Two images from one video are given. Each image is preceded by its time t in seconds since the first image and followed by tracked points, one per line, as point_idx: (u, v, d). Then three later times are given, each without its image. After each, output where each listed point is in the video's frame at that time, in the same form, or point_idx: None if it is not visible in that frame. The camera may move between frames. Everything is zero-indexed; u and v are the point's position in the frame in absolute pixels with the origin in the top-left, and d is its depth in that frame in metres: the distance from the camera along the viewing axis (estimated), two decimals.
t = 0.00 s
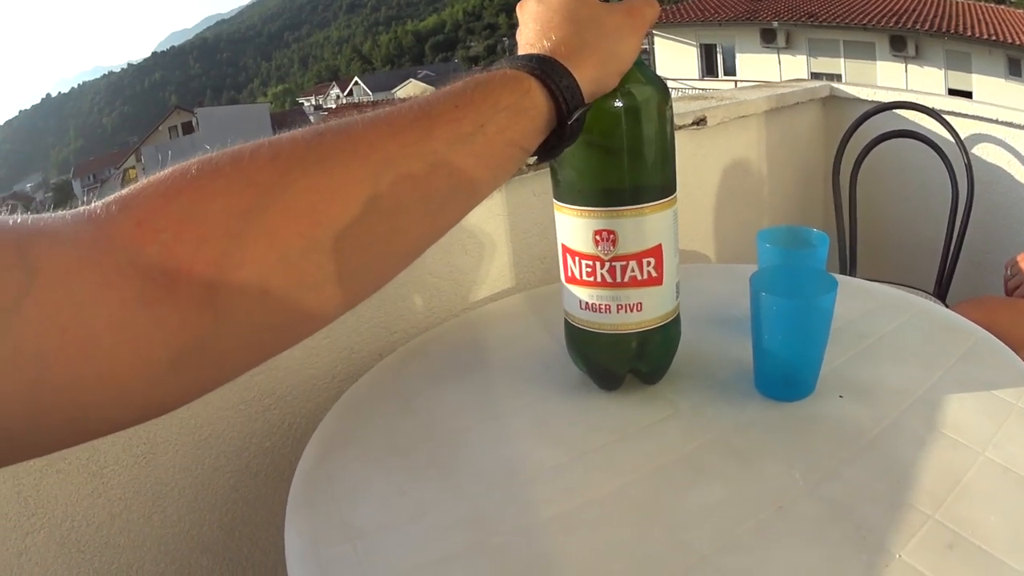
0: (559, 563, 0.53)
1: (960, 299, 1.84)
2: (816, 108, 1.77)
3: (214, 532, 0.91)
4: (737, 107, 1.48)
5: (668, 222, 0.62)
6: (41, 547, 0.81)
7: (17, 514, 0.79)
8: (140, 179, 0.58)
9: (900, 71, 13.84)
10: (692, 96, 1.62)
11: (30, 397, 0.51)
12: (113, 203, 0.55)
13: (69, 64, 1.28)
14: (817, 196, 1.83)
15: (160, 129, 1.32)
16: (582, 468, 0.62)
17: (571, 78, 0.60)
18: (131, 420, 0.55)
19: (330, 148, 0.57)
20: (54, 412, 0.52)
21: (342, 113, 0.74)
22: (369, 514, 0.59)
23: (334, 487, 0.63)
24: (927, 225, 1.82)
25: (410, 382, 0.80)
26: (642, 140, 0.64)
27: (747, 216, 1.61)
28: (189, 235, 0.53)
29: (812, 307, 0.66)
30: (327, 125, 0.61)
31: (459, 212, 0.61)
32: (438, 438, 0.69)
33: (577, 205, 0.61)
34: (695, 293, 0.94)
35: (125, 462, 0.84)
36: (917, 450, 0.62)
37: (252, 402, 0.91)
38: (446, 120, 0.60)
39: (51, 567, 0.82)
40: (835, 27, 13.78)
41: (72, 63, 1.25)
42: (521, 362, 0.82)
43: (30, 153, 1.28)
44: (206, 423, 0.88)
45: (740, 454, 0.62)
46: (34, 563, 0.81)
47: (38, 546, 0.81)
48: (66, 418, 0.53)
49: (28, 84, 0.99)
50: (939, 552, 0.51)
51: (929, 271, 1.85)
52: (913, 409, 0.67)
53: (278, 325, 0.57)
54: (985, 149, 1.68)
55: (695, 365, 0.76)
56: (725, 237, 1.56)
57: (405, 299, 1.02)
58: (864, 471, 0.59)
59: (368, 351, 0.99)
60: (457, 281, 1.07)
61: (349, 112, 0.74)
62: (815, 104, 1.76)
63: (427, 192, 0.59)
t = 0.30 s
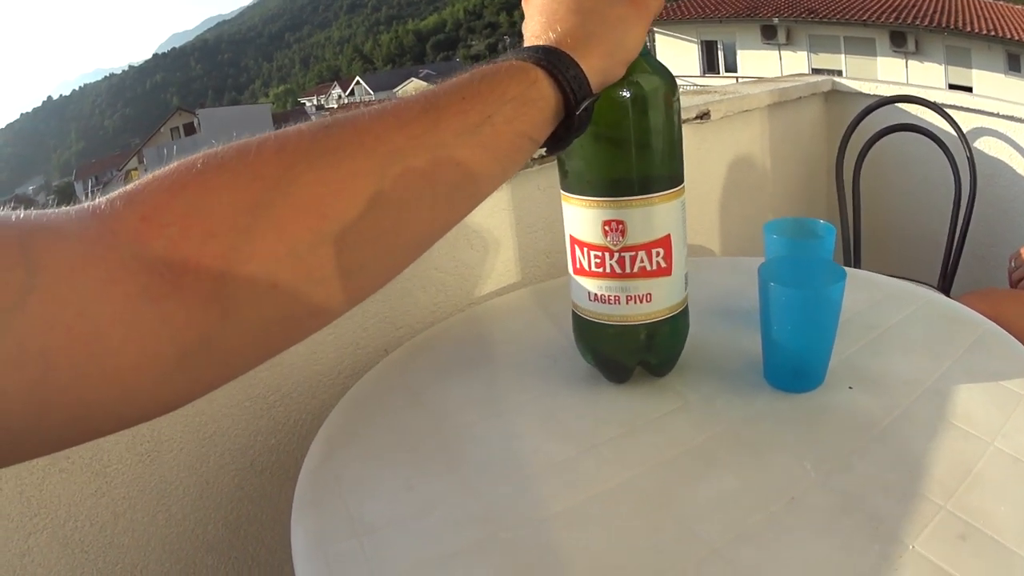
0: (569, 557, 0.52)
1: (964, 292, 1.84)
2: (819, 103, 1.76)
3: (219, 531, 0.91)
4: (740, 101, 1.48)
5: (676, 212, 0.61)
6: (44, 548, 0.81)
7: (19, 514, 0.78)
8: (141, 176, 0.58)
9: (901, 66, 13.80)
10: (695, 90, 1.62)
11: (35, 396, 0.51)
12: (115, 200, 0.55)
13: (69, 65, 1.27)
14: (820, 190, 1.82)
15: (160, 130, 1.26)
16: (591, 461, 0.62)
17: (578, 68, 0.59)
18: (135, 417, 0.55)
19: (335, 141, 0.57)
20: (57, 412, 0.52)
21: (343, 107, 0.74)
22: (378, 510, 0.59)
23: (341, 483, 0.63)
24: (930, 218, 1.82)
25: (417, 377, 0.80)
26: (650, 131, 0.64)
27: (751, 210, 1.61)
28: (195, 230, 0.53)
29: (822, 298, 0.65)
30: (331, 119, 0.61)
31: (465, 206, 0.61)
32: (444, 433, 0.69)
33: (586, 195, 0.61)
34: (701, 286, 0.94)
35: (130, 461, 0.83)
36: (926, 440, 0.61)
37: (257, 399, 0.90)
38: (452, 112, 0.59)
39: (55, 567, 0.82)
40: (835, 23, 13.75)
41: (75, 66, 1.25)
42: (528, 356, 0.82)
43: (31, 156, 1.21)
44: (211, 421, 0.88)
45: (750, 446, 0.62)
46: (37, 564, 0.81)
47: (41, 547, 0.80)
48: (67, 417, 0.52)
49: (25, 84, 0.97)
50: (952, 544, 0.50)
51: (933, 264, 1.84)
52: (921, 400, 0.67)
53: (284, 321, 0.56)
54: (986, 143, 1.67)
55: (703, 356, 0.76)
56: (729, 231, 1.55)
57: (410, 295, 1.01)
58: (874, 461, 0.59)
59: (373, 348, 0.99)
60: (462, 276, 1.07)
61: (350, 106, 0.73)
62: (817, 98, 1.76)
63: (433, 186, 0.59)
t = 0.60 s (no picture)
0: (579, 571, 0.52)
1: (976, 299, 1.82)
2: (831, 106, 1.75)
3: (230, 535, 0.91)
4: (754, 105, 1.47)
5: (696, 224, 0.61)
6: (52, 553, 0.81)
7: (28, 519, 0.79)
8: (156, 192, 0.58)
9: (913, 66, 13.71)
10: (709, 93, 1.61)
11: (43, 418, 0.51)
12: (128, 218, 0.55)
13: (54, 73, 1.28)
14: (832, 195, 1.81)
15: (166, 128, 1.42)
16: (603, 474, 0.62)
17: (599, 80, 0.59)
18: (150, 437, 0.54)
19: (352, 155, 0.57)
20: (70, 432, 0.52)
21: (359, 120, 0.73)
22: (390, 523, 0.59)
23: (354, 494, 0.63)
24: (941, 224, 1.80)
25: (429, 386, 0.80)
26: (669, 141, 0.63)
27: (763, 216, 1.60)
28: (202, 250, 0.52)
29: (840, 311, 0.65)
30: (348, 133, 0.60)
31: (482, 223, 0.60)
32: (457, 444, 0.69)
33: (605, 207, 0.61)
34: (718, 295, 0.93)
35: (140, 467, 0.83)
36: (940, 454, 0.61)
37: (268, 406, 0.90)
38: (470, 126, 0.59)
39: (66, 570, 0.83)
40: (846, 22, 13.68)
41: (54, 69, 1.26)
42: (542, 365, 0.81)
43: (36, 152, 1.38)
44: (222, 428, 0.87)
45: (764, 460, 0.61)
46: (46, 569, 0.81)
47: (50, 552, 0.81)
48: (79, 437, 0.52)
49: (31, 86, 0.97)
50: (963, 560, 0.50)
51: (945, 270, 1.83)
52: (936, 413, 0.66)
53: (300, 340, 0.55)
54: (995, 148, 1.66)
55: (719, 368, 0.76)
56: (742, 236, 1.55)
57: (423, 300, 1.01)
58: (888, 476, 0.59)
59: (386, 353, 0.99)
60: (476, 281, 1.06)
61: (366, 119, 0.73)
62: (829, 101, 1.75)
63: (450, 201, 0.58)
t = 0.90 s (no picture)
0: None
1: (984, 317, 1.81)
2: (842, 119, 1.74)
3: (226, 537, 0.91)
4: (764, 117, 1.46)
5: (698, 243, 0.61)
6: (51, 549, 0.81)
7: (28, 516, 0.79)
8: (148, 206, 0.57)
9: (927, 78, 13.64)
10: (719, 104, 1.60)
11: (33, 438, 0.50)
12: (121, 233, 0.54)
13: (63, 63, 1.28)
14: (841, 209, 1.80)
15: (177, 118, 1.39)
16: (598, 492, 0.61)
17: (601, 100, 0.59)
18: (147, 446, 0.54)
19: (351, 172, 0.56)
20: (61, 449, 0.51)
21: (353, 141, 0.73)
22: (383, 534, 0.59)
23: (349, 504, 0.63)
24: (950, 241, 1.79)
25: (429, 396, 0.80)
26: (672, 159, 0.63)
27: (771, 229, 1.59)
28: (198, 266, 0.52)
29: (839, 335, 0.64)
30: (343, 151, 0.60)
31: (480, 242, 0.60)
32: (453, 456, 0.69)
33: (608, 227, 0.61)
34: (721, 312, 0.93)
35: (139, 467, 0.83)
36: (937, 482, 0.60)
37: (268, 410, 0.90)
38: (470, 145, 0.59)
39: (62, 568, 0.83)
40: (861, 32, 13.62)
41: (63, 61, 1.27)
42: (542, 378, 0.81)
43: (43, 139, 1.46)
44: (222, 432, 0.88)
45: (759, 483, 0.61)
46: (45, 564, 0.81)
47: (50, 548, 0.81)
48: (71, 454, 0.51)
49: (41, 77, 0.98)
50: None
51: (953, 288, 1.82)
52: (934, 439, 0.66)
53: (295, 354, 0.55)
54: (1009, 164, 1.65)
55: (718, 387, 0.75)
56: (749, 250, 1.54)
57: (426, 308, 1.01)
58: (883, 502, 0.58)
59: (388, 359, 0.99)
60: (480, 290, 1.07)
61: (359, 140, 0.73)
62: (841, 113, 1.73)
63: (449, 220, 0.58)
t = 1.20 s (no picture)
0: None
1: (984, 324, 1.81)
2: (843, 124, 1.75)
3: (222, 536, 0.91)
4: (764, 122, 1.47)
5: (692, 243, 0.61)
6: (48, 543, 0.82)
7: (26, 509, 0.80)
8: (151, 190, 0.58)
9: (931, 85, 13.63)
10: (720, 108, 1.61)
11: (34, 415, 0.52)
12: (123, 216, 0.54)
13: (68, 62, 1.30)
14: (841, 214, 1.81)
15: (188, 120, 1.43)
16: (591, 493, 0.62)
17: (599, 100, 0.59)
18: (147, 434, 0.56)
19: (349, 161, 0.57)
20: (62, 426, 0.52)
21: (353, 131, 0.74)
22: (376, 532, 0.59)
23: (343, 502, 0.63)
24: (951, 246, 1.79)
25: (425, 396, 0.80)
26: (666, 160, 0.64)
27: (770, 233, 1.59)
28: (199, 250, 0.52)
29: (833, 340, 0.64)
30: (344, 141, 0.60)
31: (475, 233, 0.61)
32: (448, 456, 0.69)
33: (602, 226, 0.61)
34: (717, 315, 0.93)
35: (137, 464, 0.84)
36: (930, 486, 0.60)
37: (264, 408, 0.91)
38: (468, 138, 0.59)
39: (59, 563, 0.83)
40: (864, 38, 13.62)
41: (66, 59, 1.27)
42: (538, 379, 0.82)
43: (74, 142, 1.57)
44: (220, 429, 0.88)
45: (751, 486, 0.61)
46: (43, 557, 0.82)
47: (47, 544, 0.82)
48: (70, 430, 0.53)
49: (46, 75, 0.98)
50: None
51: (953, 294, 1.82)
52: (928, 445, 0.66)
53: (290, 340, 0.56)
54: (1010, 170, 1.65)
55: (712, 390, 0.75)
56: (747, 254, 1.54)
57: (423, 308, 1.02)
58: (876, 507, 0.58)
59: (384, 359, 0.99)
60: (477, 291, 1.07)
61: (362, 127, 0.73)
62: (842, 119, 1.74)
63: (444, 211, 0.58)
